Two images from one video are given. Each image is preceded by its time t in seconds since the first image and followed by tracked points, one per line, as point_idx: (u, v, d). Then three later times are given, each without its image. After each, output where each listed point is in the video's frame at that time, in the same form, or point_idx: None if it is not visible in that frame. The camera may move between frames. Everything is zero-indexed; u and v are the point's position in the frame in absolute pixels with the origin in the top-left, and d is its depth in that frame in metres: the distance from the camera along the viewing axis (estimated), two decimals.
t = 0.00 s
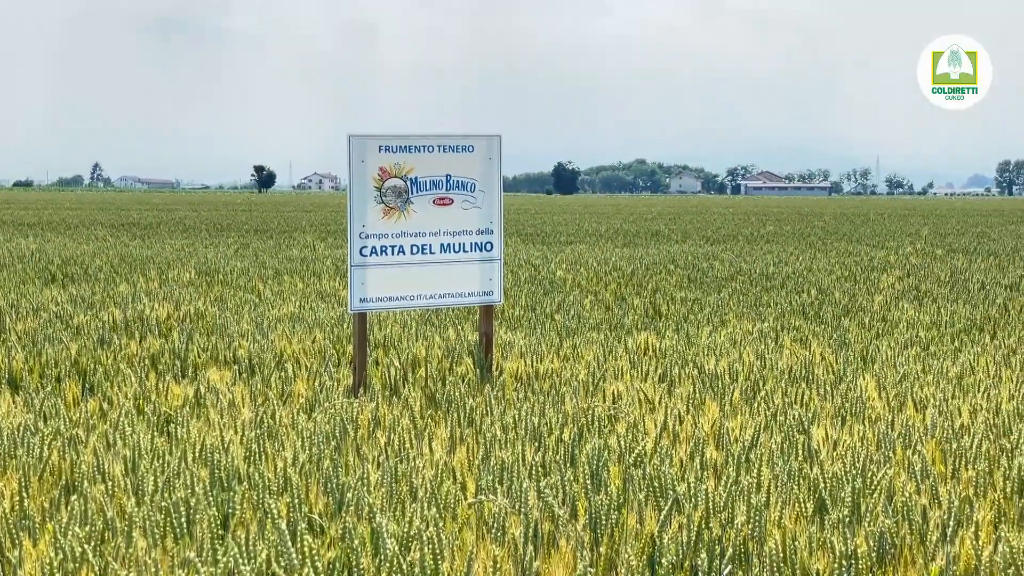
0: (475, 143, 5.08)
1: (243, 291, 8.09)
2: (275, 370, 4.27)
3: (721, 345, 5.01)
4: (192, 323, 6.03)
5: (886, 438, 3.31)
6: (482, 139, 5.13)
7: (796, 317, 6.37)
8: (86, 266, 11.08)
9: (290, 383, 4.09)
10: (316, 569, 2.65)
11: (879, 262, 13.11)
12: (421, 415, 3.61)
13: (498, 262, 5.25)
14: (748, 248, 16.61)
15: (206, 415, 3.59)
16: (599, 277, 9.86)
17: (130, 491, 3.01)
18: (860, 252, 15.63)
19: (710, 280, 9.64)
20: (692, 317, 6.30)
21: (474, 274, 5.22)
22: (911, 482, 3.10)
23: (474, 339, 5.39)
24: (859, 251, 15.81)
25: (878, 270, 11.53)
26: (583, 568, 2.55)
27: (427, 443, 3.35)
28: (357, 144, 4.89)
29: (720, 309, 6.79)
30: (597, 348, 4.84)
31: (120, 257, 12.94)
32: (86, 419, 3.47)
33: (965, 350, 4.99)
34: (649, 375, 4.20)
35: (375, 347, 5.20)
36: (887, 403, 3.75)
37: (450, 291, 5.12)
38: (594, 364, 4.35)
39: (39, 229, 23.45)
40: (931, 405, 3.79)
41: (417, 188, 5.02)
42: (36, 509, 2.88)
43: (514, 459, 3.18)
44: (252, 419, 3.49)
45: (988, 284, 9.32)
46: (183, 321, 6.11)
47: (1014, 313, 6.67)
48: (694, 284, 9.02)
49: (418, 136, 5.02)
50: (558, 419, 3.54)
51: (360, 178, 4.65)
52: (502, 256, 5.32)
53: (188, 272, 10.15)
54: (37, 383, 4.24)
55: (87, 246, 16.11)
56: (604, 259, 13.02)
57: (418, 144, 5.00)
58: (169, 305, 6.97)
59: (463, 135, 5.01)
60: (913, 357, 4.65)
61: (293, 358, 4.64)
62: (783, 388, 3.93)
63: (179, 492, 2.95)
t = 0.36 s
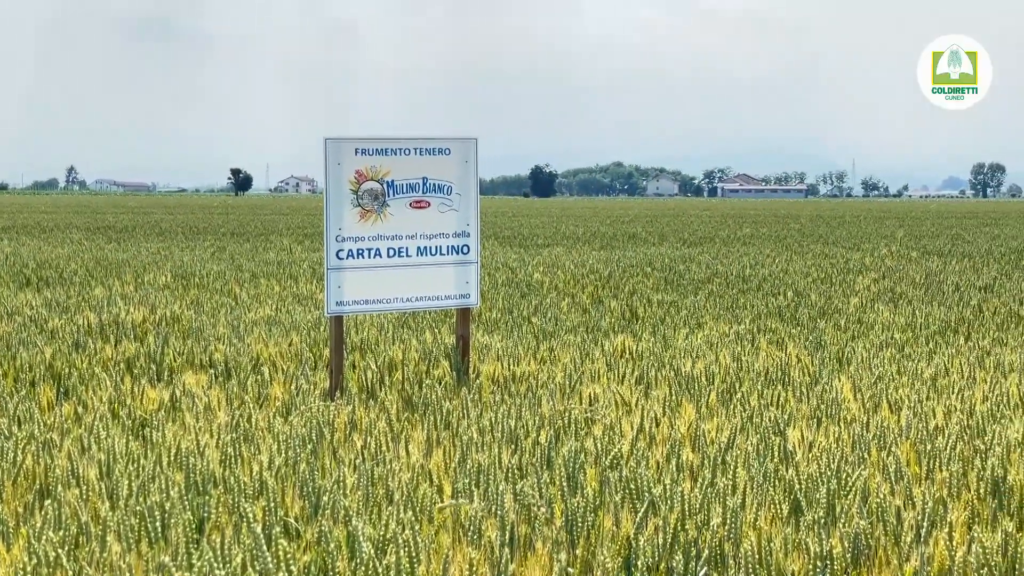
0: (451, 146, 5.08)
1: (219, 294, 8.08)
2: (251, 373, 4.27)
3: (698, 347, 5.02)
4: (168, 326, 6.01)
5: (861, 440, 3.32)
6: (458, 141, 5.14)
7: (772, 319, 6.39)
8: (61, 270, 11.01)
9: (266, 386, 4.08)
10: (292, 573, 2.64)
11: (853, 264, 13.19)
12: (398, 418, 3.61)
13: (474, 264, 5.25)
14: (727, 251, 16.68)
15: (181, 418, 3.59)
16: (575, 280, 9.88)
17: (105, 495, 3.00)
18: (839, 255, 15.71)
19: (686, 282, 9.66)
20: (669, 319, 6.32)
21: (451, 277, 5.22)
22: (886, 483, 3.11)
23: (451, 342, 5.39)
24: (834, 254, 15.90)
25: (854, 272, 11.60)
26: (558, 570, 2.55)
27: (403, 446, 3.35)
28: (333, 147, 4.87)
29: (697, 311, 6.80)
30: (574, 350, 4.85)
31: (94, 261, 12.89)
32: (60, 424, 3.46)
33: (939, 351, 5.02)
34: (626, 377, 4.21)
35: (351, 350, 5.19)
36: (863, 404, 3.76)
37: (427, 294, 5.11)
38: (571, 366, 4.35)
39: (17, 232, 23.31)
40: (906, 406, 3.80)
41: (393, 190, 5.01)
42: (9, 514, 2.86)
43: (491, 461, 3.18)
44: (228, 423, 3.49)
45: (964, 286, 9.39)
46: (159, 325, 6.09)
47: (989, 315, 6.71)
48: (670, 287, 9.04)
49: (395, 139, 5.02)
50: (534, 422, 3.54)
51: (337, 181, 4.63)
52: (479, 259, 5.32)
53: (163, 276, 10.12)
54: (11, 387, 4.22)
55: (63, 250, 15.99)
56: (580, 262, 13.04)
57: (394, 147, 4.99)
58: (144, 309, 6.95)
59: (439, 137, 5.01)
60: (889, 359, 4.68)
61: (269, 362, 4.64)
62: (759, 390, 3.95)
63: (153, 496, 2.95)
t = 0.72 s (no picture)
0: (427, 148, 5.07)
1: (195, 297, 8.06)
2: (227, 376, 4.26)
3: (674, 348, 5.03)
4: (143, 329, 5.99)
5: (837, 441, 3.33)
6: (435, 143, 5.13)
7: (749, 320, 6.40)
8: (35, 273, 10.94)
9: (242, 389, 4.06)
10: None
11: (830, 266, 13.26)
12: (374, 420, 3.60)
13: (451, 267, 5.25)
14: (705, 252, 16.75)
15: (156, 422, 3.58)
16: (552, 282, 9.89)
17: (79, 499, 2.99)
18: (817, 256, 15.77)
19: (664, 283, 9.67)
20: (645, 321, 6.33)
21: (427, 280, 5.21)
22: (861, 484, 3.12)
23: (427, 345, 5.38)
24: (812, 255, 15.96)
25: (830, 273, 11.64)
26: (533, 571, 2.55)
27: (380, 449, 3.34)
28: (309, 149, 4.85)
29: (674, 313, 6.82)
30: (551, 353, 4.85)
31: (69, 264, 12.83)
32: (34, 427, 3.45)
33: (914, 352, 5.03)
34: (603, 379, 4.21)
35: (328, 352, 5.17)
36: (838, 405, 3.77)
37: (404, 296, 5.10)
38: (548, 368, 4.35)
39: None
40: (881, 407, 3.81)
41: (370, 193, 5.00)
42: None
43: (467, 464, 3.18)
44: (203, 426, 3.48)
45: (939, 287, 9.43)
46: (134, 328, 6.06)
47: (963, 316, 6.75)
48: (647, 289, 9.05)
49: (371, 141, 5.00)
50: (511, 424, 3.54)
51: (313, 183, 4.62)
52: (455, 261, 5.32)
53: (139, 278, 10.08)
54: None
55: (38, 253, 15.91)
56: (556, 264, 13.05)
57: (370, 149, 4.97)
58: (119, 312, 6.92)
59: (416, 140, 5.00)
60: (865, 360, 4.69)
61: (245, 364, 4.63)
62: (736, 392, 3.96)
63: (128, 500, 2.94)
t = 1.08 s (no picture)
0: (405, 151, 5.06)
1: (172, 301, 8.04)
2: (203, 379, 4.25)
3: (651, 350, 5.04)
4: (120, 332, 5.97)
5: (814, 443, 3.34)
6: (413, 146, 5.12)
7: (727, 323, 6.41)
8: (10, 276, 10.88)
9: (219, 392, 4.06)
10: None
11: (809, 267, 13.30)
12: (352, 423, 3.60)
13: (429, 269, 5.25)
14: (685, 254, 16.79)
15: (134, 425, 3.58)
16: (530, 284, 9.90)
17: (55, 503, 2.98)
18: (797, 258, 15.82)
19: (641, 286, 9.69)
20: (623, 323, 6.34)
21: (406, 282, 5.21)
22: (839, 485, 3.13)
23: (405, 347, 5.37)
24: (791, 257, 16.00)
25: (807, 275, 11.66)
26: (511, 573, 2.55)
27: (358, 452, 3.34)
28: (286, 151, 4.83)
29: (651, 315, 6.83)
30: (529, 355, 4.86)
31: (45, 267, 12.77)
32: (11, 432, 3.44)
33: (892, 354, 5.05)
34: (581, 382, 4.21)
35: (305, 355, 5.16)
36: (815, 407, 3.79)
37: (382, 299, 5.09)
38: (526, 371, 4.35)
39: None
40: (859, 409, 3.83)
41: (347, 195, 4.99)
42: None
43: (445, 466, 3.18)
44: (181, 429, 3.48)
45: (917, 289, 9.46)
46: (111, 331, 6.04)
47: (939, 317, 6.79)
48: (624, 291, 9.07)
49: (348, 143, 4.99)
50: (489, 426, 3.54)
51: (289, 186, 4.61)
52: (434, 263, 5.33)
53: (115, 282, 10.04)
54: None
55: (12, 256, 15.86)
56: (534, 266, 13.04)
57: (348, 152, 4.96)
58: (95, 315, 6.90)
59: (393, 142, 4.99)
60: (842, 362, 4.71)
61: (222, 368, 4.62)
62: (714, 393, 3.97)
63: (104, 503, 2.93)
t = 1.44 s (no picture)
0: (384, 153, 5.05)
1: (150, 302, 8.02)
2: (182, 381, 4.24)
3: (630, 353, 5.05)
4: (98, 334, 5.96)
5: (793, 444, 3.35)
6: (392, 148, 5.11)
7: (706, 325, 6.42)
8: None
9: (197, 395, 4.05)
10: None
11: (790, 269, 13.34)
12: (331, 425, 3.60)
13: (408, 271, 5.23)
14: (666, 256, 16.80)
15: (111, 428, 3.57)
16: (510, 285, 9.90)
17: (32, 506, 2.96)
18: (776, 260, 15.84)
19: (621, 287, 9.71)
20: (603, 325, 6.35)
21: (385, 284, 5.19)
22: (817, 486, 3.14)
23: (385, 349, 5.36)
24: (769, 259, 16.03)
25: (787, 277, 11.67)
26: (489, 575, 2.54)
27: (336, 455, 3.34)
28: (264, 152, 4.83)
29: (631, 317, 6.84)
30: (509, 357, 4.86)
31: (21, 268, 12.70)
32: None
33: (869, 356, 5.06)
34: (560, 384, 4.22)
35: (284, 357, 5.15)
36: (794, 408, 3.80)
37: (360, 301, 5.08)
38: (505, 373, 4.35)
39: None
40: (837, 410, 3.84)
41: (326, 198, 4.99)
42: None
43: (424, 469, 3.18)
44: (159, 432, 3.48)
45: (895, 291, 9.47)
46: (89, 333, 6.02)
47: (917, 318, 6.82)
48: (604, 293, 9.09)
49: (327, 146, 4.99)
50: (468, 428, 3.54)
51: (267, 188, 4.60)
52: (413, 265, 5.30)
53: (93, 284, 10.00)
54: None
55: None
56: (513, 268, 13.03)
57: (327, 154, 4.96)
58: (73, 317, 6.87)
59: (372, 144, 4.99)
60: (820, 363, 4.73)
61: (201, 370, 4.61)
62: (693, 395, 3.97)
63: (82, 506, 2.92)
